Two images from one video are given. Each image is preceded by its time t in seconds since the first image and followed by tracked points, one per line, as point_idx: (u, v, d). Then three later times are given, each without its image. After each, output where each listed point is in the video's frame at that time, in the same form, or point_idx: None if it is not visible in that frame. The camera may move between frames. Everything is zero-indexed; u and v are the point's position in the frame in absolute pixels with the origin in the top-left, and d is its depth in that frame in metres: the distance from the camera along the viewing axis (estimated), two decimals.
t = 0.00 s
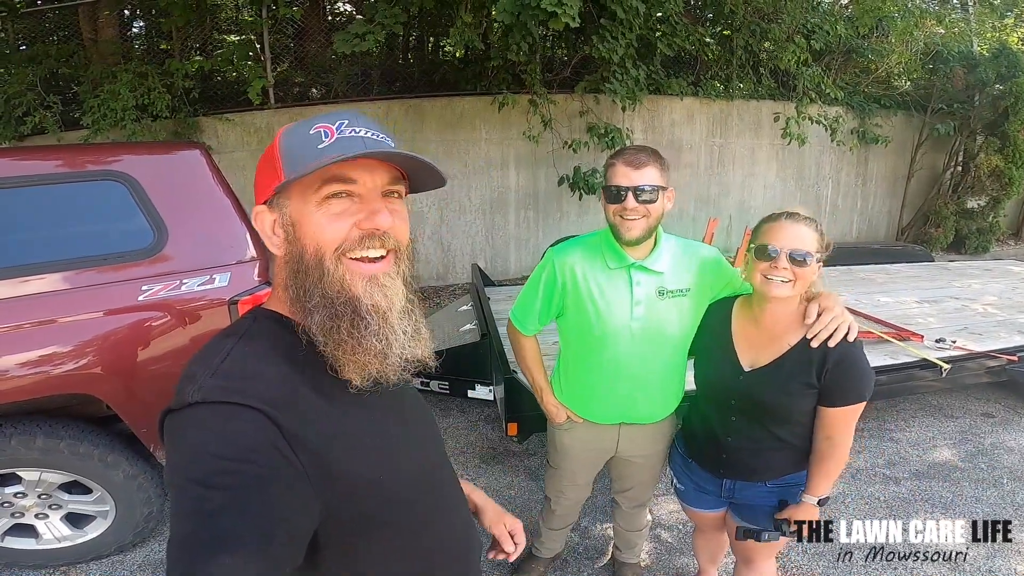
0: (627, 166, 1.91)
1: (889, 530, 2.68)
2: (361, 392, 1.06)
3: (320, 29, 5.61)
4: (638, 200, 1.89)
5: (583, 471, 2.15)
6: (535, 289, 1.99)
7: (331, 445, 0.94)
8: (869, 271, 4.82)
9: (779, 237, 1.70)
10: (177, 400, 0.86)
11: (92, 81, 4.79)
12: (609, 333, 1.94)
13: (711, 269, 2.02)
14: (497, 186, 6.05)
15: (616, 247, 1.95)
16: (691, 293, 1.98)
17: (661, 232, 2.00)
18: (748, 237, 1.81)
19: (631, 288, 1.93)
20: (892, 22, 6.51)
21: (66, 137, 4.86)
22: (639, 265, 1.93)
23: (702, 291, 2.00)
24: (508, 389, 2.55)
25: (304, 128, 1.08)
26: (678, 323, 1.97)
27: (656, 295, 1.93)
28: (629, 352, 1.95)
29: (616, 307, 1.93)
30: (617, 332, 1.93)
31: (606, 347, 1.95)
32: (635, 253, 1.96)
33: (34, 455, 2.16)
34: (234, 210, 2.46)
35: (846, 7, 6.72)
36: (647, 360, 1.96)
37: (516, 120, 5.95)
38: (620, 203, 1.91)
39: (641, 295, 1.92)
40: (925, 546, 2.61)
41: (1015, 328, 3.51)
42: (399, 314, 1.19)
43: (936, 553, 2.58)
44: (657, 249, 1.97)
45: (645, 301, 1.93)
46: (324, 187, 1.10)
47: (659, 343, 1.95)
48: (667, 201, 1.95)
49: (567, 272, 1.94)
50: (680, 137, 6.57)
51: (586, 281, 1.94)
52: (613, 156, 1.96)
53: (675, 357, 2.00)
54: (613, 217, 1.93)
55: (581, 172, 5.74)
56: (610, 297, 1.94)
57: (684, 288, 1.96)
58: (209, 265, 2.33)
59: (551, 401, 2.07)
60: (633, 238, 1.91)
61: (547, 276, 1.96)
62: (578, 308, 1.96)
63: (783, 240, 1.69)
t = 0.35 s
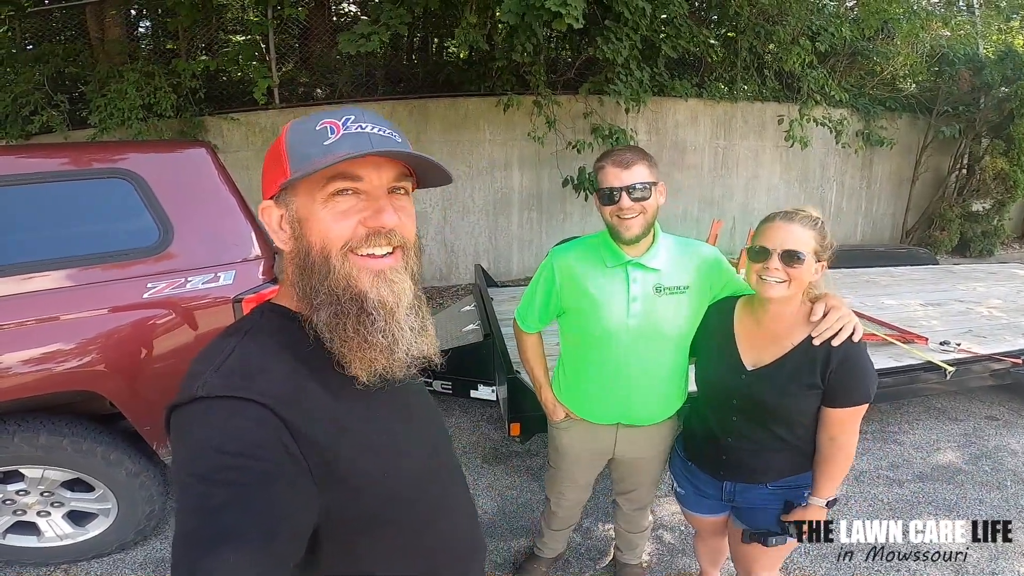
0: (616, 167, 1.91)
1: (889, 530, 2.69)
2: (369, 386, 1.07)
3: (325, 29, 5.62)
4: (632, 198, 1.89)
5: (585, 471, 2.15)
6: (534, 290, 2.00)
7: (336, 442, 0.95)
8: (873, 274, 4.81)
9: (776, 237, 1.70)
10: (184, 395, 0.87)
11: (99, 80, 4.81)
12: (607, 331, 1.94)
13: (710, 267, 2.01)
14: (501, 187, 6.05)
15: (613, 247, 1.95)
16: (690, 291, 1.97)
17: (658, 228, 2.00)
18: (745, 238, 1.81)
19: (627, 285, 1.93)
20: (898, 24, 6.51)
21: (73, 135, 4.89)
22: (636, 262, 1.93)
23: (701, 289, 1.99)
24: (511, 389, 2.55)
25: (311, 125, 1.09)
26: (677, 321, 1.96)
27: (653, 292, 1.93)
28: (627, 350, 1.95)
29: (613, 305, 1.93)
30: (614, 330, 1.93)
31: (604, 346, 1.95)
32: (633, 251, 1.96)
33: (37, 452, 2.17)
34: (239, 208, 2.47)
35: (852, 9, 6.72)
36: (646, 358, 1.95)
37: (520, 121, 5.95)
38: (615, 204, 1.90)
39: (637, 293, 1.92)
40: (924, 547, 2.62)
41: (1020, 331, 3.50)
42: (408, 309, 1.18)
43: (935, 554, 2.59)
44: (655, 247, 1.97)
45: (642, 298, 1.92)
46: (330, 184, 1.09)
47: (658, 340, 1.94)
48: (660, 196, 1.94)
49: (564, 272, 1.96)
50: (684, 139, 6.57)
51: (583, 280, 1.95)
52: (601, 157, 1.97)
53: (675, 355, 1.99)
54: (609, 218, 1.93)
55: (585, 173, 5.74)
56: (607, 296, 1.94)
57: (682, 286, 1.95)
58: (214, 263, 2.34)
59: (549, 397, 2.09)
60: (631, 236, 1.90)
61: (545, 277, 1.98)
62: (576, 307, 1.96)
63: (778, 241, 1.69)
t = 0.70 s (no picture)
0: (623, 170, 1.92)
1: (888, 528, 2.72)
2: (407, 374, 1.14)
3: (330, 31, 5.64)
4: (640, 201, 1.90)
5: (591, 472, 2.16)
6: (545, 291, 2.02)
7: (355, 439, 0.96)
8: (875, 277, 4.82)
9: (773, 239, 1.72)
10: (208, 393, 0.89)
11: (106, 81, 4.84)
12: (618, 331, 1.95)
13: (720, 268, 2.02)
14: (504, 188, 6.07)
15: (625, 249, 1.96)
16: (700, 291, 1.99)
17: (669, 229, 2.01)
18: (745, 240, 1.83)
19: (639, 286, 1.94)
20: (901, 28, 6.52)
21: (79, 135, 4.91)
22: (648, 263, 1.94)
23: (710, 289, 2.01)
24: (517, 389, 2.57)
25: (409, 130, 1.14)
26: (687, 321, 1.97)
27: (664, 292, 1.94)
28: (638, 350, 1.96)
29: (625, 305, 1.95)
30: (626, 330, 1.95)
31: (615, 346, 1.96)
32: (645, 252, 1.97)
33: (46, 450, 2.18)
34: (248, 208, 2.49)
35: (856, 13, 6.74)
36: (657, 358, 1.97)
37: (523, 123, 5.97)
38: (623, 208, 1.91)
39: (649, 293, 1.93)
40: (923, 546, 2.65)
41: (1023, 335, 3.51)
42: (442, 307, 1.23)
43: (933, 553, 2.62)
44: (666, 247, 1.98)
45: (653, 299, 1.94)
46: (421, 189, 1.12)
47: (668, 340, 1.96)
48: (667, 197, 1.96)
49: (576, 273, 1.97)
50: (687, 142, 6.59)
51: (594, 280, 1.96)
52: (606, 163, 1.98)
53: (684, 355, 2.00)
54: (619, 222, 1.94)
55: (588, 176, 5.76)
56: (618, 296, 1.95)
57: (692, 286, 1.97)
58: (223, 263, 2.35)
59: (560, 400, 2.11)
60: (643, 237, 1.92)
61: (556, 277, 1.99)
62: (588, 307, 1.98)
63: (778, 242, 1.71)
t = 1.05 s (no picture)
0: (622, 177, 1.92)
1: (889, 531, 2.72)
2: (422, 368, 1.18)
3: (336, 31, 5.65)
4: (642, 207, 1.90)
5: (594, 477, 2.16)
6: (553, 296, 2.01)
7: (357, 445, 0.96)
8: (879, 282, 4.80)
9: (785, 244, 1.72)
10: (209, 398, 0.89)
11: (113, 79, 4.86)
12: (627, 337, 1.95)
13: (729, 274, 2.02)
14: (508, 190, 6.06)
15: (633, 254, 1.95)
16: (709, 297, 1.98)
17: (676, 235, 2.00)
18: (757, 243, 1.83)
19: (648, 292, 1.94)
20: (910, 32, 6.50)
21: (86, 133, 4.93)
22: (657, 268, 1.93)
23: (720, 295, 2.00)
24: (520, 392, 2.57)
25: (393, 131, 1.13)
26: (697, 327, 1.97)
27: (674, 298, 1.94)
28: (647, 356, 1.95)
29: (634, 311, 1.94)
30: (635, 336, 1.94)
31: (623, 352, 1.96)
32: (652, 257, 1.96)
33: (47, 449, 2.19)
34: (253, 209, 2.49)
35: (864, 17, 6.71)
36: (666, 364, 1.97)
37: (528, 125, 5.97)
38: (628, 214, 1.91)
39: (658, 298, 1.93)
40: (924, 548, 2.67)
41: None
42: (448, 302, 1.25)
43: (935, 554, 2.65)
44: (674, 253, 1.97)
45: (663, 304, 1.93)
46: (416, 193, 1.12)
47: (677, 346, 1.96)
48: (670, 200, 1.96)
49: (584, 278, 1.96)
50: (692, 145, 6.58)
51: (604, 286, 1.95)
52: (607, 170, 1.97)
53: (693, 361, 2.00)
54: (626, 229, 1.93)
55: (592, 179, 5.76)
56: (628, 302, 1.94)
57: (702, 292, 1.97)
58: (228, 263, 2.36)
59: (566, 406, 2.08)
60: (650, 243, 1.91)
61: (565, 282, 1.98)
62: (597, 312, 1.97)
63: (789, 246, 1.71)
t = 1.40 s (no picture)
0: (634, 177, 1.92)
1: (889, 530, 2.73)
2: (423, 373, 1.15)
3: (339, 31, 5.66)
4: (654, 208, 1.90)
5: (597, 476, 2.15)
6: (558, 294, 2.00)
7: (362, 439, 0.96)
8: (881, 284, 4.80)
9: (787, 243, 1.74)
10: (216, 389, 0.89)
11: (118, 78, 4.87)
12: (633, 336, 1.95)
13: (734, 273, 2.03)
14: (510, 191, 6.07)
15: (639, 253, 1.95)
16: (715, 297, 1.99)
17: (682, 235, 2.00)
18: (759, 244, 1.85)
19: (655, 290, 1.94)
20: (912, 33, 6.51)
21: (89, 132, 4.94)
22: (663, 267, 1.94)
23: (726, 294, 2.01)
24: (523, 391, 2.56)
25: (406, 126, 1.13)
26: (703, 326, 1.97)
27: (680, 297, 1.94)
28: (653, 355, 1.95)
29: (640, 310, 1.94)
30: (641, 335, 1.94)
31: (629, 351, 1.96)
32: (659, 257, 1.96)
33: (51, 446, 2.19)
34: (258, 207, 2.49)
35: (867, 19, 6.73)
36: (671, 363, 1.97)
37: (530, 126, 5.98)
38: (636, 215, 1.91)
39: (665, 298, 1.93)
40: (924, 546, 2.67)
41: None
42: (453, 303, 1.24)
43: (934, 553, 2.65)
44: (681, 252, 1.97)
45: (669, 303, 1.94)
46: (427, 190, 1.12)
47: (683, 346, 1.96)
48: (681, 201, 1.96)
49: (590, 277, 1.96)
50: (694, 146, 6.58)
51: (610, 285, 1.95)
52: (618, 169, 1.97)
53: (698, 361, 2.00)
54: (632, 230, 1.94)
55: (594, 180, 5.77)
56: (634, 300, 1.94)
57: (708, 291, 1.97)
58: (233, 260, 2.37)
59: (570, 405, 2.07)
60: (656, 245, 1.92)
61: (571, 281, 1.98)
62: (603, 312, 1.97)
63: (791, 245, 1.73)
